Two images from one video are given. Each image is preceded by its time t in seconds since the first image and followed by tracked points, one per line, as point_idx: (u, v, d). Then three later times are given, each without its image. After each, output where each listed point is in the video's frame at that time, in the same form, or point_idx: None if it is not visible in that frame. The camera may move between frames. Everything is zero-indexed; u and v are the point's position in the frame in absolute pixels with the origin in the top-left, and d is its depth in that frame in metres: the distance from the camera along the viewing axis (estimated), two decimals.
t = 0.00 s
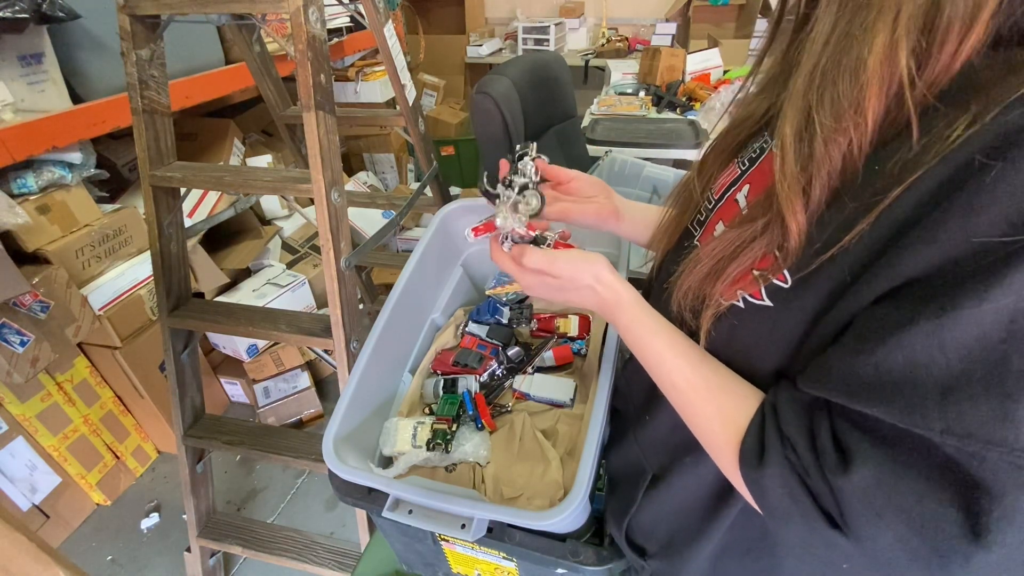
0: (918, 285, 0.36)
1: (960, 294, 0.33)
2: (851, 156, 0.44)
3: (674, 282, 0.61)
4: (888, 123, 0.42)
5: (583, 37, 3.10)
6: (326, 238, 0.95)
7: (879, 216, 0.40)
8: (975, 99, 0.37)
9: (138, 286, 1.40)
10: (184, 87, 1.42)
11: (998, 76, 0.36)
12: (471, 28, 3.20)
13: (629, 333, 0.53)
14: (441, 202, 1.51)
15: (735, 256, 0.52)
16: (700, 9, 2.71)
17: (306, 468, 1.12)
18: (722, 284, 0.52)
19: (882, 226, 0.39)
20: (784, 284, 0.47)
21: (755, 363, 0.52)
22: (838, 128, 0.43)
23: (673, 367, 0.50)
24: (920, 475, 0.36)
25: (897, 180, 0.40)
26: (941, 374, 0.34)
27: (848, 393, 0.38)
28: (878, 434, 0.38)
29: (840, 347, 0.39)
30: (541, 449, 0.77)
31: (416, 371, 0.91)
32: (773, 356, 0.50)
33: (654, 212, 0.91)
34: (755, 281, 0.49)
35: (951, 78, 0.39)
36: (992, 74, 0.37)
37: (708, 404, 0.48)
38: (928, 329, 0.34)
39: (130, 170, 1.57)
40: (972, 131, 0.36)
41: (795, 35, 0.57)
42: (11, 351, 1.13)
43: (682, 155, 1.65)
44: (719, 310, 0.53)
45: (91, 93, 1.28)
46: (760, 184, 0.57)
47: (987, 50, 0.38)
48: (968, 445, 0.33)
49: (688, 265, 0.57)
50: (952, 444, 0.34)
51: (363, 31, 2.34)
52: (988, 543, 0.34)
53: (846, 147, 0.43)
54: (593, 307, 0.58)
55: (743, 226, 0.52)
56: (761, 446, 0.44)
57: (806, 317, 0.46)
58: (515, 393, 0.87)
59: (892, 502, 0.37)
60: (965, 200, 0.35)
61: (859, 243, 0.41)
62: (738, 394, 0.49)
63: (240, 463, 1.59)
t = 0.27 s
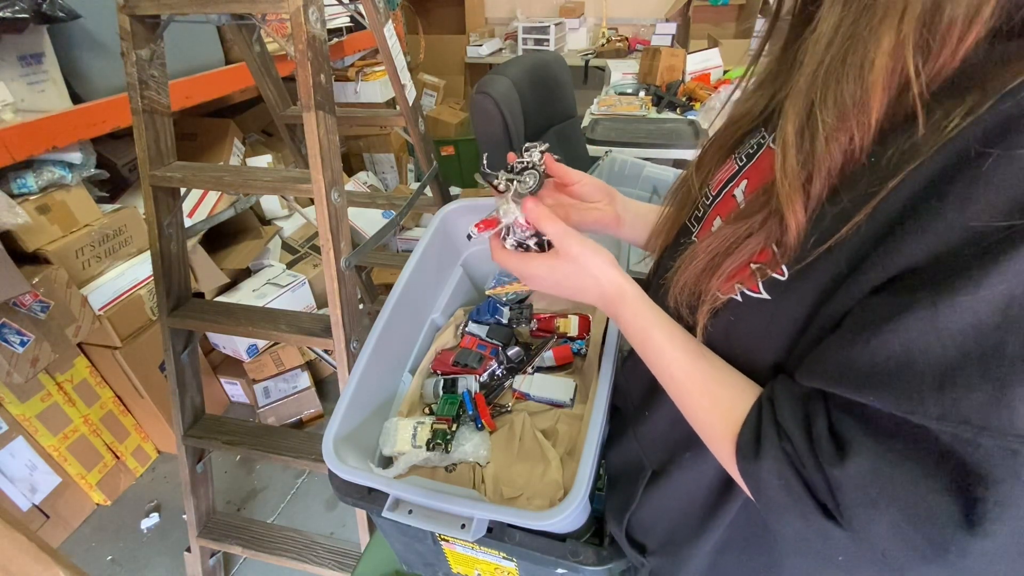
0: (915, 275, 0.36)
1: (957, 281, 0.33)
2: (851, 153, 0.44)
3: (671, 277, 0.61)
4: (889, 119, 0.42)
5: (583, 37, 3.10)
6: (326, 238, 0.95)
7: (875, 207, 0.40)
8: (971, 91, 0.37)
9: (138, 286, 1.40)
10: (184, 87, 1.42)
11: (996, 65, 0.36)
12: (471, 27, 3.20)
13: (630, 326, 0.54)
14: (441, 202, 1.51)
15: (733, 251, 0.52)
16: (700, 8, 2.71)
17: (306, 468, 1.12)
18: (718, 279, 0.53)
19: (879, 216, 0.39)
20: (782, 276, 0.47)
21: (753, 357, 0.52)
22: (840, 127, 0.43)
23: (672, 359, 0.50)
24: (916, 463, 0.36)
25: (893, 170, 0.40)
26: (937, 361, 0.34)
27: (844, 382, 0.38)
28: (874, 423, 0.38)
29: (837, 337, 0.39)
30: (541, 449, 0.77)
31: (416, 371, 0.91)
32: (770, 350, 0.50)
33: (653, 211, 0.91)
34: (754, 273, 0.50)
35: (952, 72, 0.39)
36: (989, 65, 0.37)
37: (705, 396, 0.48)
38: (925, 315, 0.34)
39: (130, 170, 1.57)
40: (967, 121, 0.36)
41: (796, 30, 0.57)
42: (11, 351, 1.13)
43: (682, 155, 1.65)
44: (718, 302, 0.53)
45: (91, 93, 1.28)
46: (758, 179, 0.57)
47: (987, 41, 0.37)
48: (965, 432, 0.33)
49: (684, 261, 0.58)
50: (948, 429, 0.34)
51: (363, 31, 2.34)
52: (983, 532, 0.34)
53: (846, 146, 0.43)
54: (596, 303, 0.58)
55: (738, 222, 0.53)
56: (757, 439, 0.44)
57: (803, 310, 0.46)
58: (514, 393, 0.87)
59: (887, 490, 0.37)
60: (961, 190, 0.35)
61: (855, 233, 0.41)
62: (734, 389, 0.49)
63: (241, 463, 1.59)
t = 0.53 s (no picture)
0: (908, 264, 0.36)
1: (949, 269, 0.34)
2: (848, 152, 0.44)
3: (668, 271, 0.61)
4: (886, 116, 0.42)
5: (583, 37, 3.10)
6: (326, 238, 0.95)
7: (869, 199, 0.40)
8: (964, 83, 0.37)
9: (138, 286, 1.40)
10: (184, 87, 1.42)
11: (989, 60, 0.36)
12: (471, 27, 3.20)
13: (631, 318, 0.54)
14: (441, 202, 1.51)
15: (729, 246, 0.52)
16: (700, 8, 2.71)
17: (306, 468, 1.12)
18: (712, 274, 0.53)
19: (873, 208, 0.40)
20: (778, 269, 0.47)
21: (750, 349, 0.52)
22: (837, 127, 0.43)
23: (673, 347, 0.51)
24: (907, 451, 0.36)
25: (888, 163, 0.40)
26: (930, 346, 0.35)
27: (838, 370, 0.38)
28: (868, 412, 0.38)
29: (831, 326, 0.39)
30: (541, 449, 0.77)
31: (416, 371, 0.90)
32: (766, 343, 0.50)
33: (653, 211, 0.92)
34: (750, 267, 0.50)
35: (950, 66, 0.38)
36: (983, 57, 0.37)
37: (704, 386, 0.49)
38: (918, 303, 0.35)
39: (130, 170, 1.57)
40: (960, 112, 0.36)
41: (795, 28, 0.57)
42: (11, 351, 1.13)
43: (681, 155, 1.65)
44: (714, 296, 0.53)
45: (91, 93, 1.28)
46: (755, 175, 0.57)
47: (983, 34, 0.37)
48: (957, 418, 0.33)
49: (679, 257, 0.58)
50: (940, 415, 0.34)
51: (363, 31, 2.34)
52: (973, 516, 0.34)
53: (843, 144, 0.43)
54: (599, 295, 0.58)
55: (731, 219, 0.53)
56: (754, 427, 0.45)
57: (800, 301, 0.46)
58: (514, 393, 0.87)
59: (881, 478, 0.37)
60: (952, 179, 0.35)
61: (850, 224, 0.41)
62: (733, 381, 0.49)
63: (240, 463, 1.59)
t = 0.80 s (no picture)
0: (905, 263, 0.36)
1: (945, 267, 0.34)
2: (849, 154, 0.43)
3: (666, 269, 0.61)
4: (887, 119, 0.42)
5: (583, 37, 3.10)
6: (326, 238, 0.95)
7: (868, 198, 0.40)
8: (964, 84, 0.37)
9: (138, 286, 1.40)
10: (184, 87, 1.42)
11: (987, 62, 0.37)
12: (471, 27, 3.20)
13: (633, 318, 0.54)
14: (441, 202, 1.51)
15: (728, 245, 0.52)
16: (700, 8, 2.71)
17: (306, 468, 1.12)
18: (712, 273, 0.53)
19: (872, 208, 0.40)
20: (777, 268, 0.47)
21: (748, 346, 0.52)
22: (840, 129, 0.43)
23: (674, 346, 0.51)
24: (905, 447, 0.36)
25: (887, 164, 0.40)
26: (927, 344, 0.35)
27: (836, 367, 0.38)
28: (866, 409, 0.38)
29: (829, 325, 0.39)
30: (541, 449, 0.77)
31: (416, 371, 0.90)
32: (764, 341, 0.50)
33: (653, 211, 0.92)
34: (749, 265, 0.50)
35: (950, 68, 0.38)
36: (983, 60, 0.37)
37: (705, 382, 0.49)
38: (915, 302, 0.35)
39: (130, 170, 1.57)
40: (960, 113, 0.36)
41: (793, 29, 0.58)
42: (11, 351, 1.13)
43: (681, 155, 1.65)
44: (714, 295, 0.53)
45: (91, 93, 1.28)
46: (754, 174, 0.57)
47: (985, 36, 0.37)
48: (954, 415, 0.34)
49: (679, 255, 0.58)
50: (938, 412, 0.34)
51: (363, 32, 2.34)
52: (968, 511, 0.34)
53: (844, 144, 0.43)
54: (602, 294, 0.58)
55: (731, 218, 0.53)
56: (753, 425, 0.45)
57: (798, 300, 0.46)
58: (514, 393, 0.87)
59: (879, 475, 0.37)
60: (949, 179, 0.35)
61: (850, 223, 0.41)
62: (736, 376, 0.49)
63: (240, 463, 1.59)
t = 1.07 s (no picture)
0: (909, 264, 0.36)
1: (948, 269, 0.34)
2: (854, 155, 0.43)
3: (668, 269, 0.61)
4: (891, 121, 0.42)
5: (583, 37, 3.10)
6: (326, 238, 0.95)
7: (872, 199, 0.40)
8: (969, 86, 0.37)
9: (138, 286, 1.40)
10: (184, 87, 1.42)
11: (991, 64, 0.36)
12: (471, 27, 3.20)
13: (634, 318, 0.54)
14: (441, 202, 1.51)
15: (730, 245, 0.52)
16: (700, 9, 2.71)
17: (306, 468, 1.12)
18: (713, 273, 0.53)
19: (876, 209, 0.40)
20: (778, 268, 0.47)
21: (750, 345, 0.52)
22: (845, 131, 0.42)
23: (676, 345, 0.51)
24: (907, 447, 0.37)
25: (891, 165, 0.40)
26: (931, 345, 0.35)
27: (839, 368, 0.38)
28: (869, 409, 0.38)
29: (832, 325, 0.39)
30: (541, 449, 0.77)
31: (416, 371, 0.90)
32: (766, 341, 0.50)
33: (653, 211, 0.92)
34: (751, 265, 0.50)
35: (955, 71, 0.38)
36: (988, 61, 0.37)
37: (707, 382, 0.49)
38: (918, 303, 0.35)
39: (130, 170, 1.57)
40: (965, 115, 0.36)
41: (796, 29, 0.59)
42: (11, 351, 1.13)
43: (681, 155, 1.65)
44: (715, 295, 0.53)
45: (91, 93, 1.28)
46: (756, 174, 0.57)
47: (990, 38, 0.37)
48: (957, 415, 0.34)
49: (681, 254, 0.58)
50: (941, 412, 0.34)
51: (363, 32, 2.34)
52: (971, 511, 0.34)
53: (849, 145, 0.43)
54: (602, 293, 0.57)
55: (733, 218, 0.53)
56: (755, 425, 0.45)
57: (801, 300, 0.46)
58: (514, 393, 0.87)
59: (882, 474, 0.37)
60: (954, 180, 0.35)
61: (853, 224, 0.41)
62: (738, 376, 0.49)
63: (240, 463, 1.59)
